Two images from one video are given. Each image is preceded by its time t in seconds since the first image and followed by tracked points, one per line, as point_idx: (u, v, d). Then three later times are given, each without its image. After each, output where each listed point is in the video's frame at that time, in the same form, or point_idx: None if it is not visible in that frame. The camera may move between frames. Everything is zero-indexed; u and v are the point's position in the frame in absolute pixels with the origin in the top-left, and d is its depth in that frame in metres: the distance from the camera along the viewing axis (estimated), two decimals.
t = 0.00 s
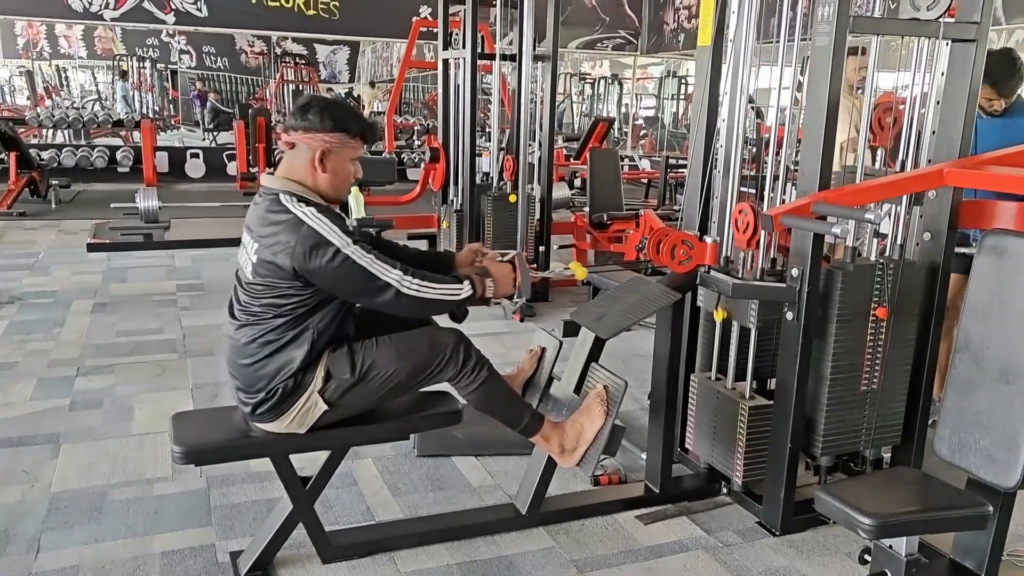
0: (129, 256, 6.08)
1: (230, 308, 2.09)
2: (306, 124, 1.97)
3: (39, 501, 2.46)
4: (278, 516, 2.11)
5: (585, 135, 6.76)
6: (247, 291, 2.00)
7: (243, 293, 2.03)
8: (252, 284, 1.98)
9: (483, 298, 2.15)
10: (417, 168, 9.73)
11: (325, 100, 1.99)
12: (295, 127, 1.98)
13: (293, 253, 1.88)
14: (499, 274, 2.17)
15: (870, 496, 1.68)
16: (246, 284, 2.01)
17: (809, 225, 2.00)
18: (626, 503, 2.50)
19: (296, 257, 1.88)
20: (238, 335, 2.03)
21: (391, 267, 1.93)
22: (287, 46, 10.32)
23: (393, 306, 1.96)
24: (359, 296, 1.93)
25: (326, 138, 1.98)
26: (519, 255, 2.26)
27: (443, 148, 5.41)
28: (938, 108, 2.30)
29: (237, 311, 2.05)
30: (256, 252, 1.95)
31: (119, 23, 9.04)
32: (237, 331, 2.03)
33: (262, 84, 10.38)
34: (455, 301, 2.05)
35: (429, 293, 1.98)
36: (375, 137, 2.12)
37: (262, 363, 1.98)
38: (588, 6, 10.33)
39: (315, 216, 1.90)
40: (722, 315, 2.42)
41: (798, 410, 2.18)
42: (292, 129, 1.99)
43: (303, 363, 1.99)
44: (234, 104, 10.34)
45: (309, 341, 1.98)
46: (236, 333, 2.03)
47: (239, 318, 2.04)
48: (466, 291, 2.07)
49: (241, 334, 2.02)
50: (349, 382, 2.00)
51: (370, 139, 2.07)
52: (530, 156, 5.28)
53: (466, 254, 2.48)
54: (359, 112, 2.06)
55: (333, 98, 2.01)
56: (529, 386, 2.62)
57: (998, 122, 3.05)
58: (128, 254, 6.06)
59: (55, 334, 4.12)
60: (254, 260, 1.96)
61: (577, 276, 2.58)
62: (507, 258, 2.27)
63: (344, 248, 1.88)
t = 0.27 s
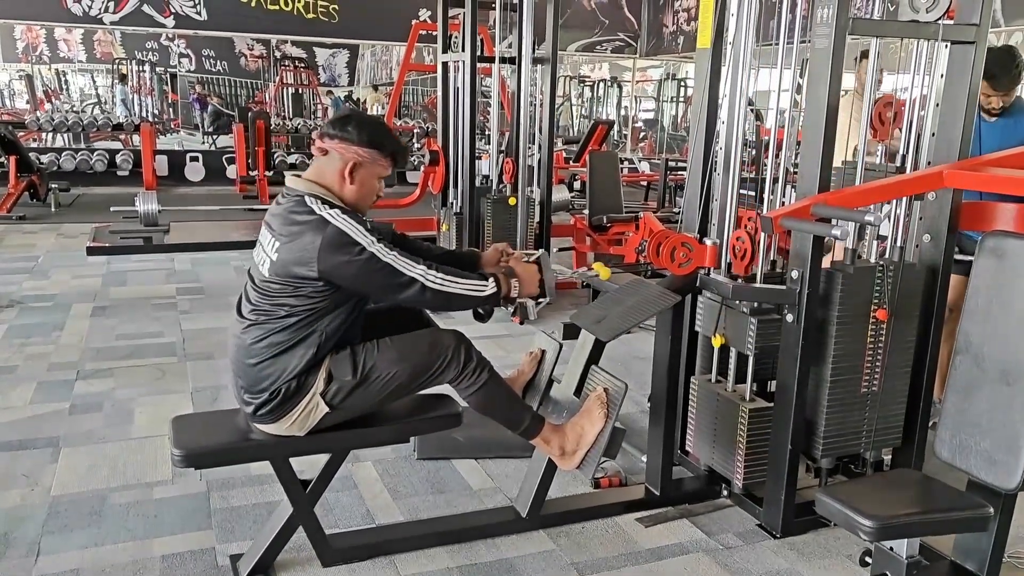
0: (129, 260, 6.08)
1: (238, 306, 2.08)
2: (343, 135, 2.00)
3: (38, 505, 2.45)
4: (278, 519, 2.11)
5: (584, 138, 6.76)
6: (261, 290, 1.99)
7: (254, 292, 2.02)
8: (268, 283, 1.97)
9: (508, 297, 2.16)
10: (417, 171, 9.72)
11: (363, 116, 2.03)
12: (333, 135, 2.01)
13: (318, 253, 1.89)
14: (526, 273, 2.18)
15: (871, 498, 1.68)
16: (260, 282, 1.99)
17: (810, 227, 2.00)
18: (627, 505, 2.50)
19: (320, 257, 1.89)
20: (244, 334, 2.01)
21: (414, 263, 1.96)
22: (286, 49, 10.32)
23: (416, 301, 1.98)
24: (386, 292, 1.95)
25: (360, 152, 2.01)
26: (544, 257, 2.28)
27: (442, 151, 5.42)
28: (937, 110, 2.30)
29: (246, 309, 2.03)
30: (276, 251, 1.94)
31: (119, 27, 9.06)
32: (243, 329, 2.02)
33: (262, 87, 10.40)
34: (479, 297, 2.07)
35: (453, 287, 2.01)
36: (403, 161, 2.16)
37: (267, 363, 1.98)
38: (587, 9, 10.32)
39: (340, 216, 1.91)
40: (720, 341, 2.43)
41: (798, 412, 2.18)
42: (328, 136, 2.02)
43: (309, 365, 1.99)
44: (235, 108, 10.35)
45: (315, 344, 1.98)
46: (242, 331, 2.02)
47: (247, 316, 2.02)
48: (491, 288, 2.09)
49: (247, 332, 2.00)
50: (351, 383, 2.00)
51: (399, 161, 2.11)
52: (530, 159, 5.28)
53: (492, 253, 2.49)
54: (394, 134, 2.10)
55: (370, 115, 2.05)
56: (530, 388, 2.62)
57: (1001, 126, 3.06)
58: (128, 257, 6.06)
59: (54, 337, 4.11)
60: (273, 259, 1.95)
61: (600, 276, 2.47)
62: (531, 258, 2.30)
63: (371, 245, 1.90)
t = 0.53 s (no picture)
0: (129, 262, 6.08)
1: (238, 309, 2.08)
2: (335, 134, 2.00)
3: (39, 507, 2.45)
4: (279, 521, 2.11)
5: (584, 139, 6.76)
6: (259, 291, 1.99)
7: (253, 294, 2.02)
8: (266, 284, 1.97)
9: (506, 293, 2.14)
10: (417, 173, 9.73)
11: (355, 114, 2.02)
12: (325, 133, 2.01)
13: (315, 252, 1.89)
14: (524, 269, 2.14)
15: (872, 499, 1.68)
16: (258, 284, 1.99)
17: (810, 228, 2.00)
18: (628, 506, 2.50)
19: (317, 256, 1.89)
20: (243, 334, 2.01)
21: (411, 259, 1.96)
22: (286, 51, 10.32)
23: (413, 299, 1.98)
24: (384, 291, 1.95)
25: (352, 151, 2.01)
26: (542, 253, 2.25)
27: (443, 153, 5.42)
28: (937, 110, 2.31)
29: (246, 311, 2.03)
30: (272, 253, 1.95)
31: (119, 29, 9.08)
32: (243, 330, 2.02)
33: (262, 91, 10.28)
34: (477, 293, 2.06)
35: (451, 283, 2.00)
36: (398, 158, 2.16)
37: (267, 365, 1.97)
38: (587, 11, 10.31)
39: (334, 215, 1.92)
40: (721, 339, 2.42)
41: (798, 413, 2.18)
42: (319, 136, 2.02)
43: (309, 366, 1.98)
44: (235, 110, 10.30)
45: (314, 345, 1.98)
46: (242, 333, 2.02)
47: (247, 317, 2.02)
48: (487, 284, 2.07)
49: (247, 333, 2.00)
50: (352, 385, 2.00)
51: (393, 158, 2.10)
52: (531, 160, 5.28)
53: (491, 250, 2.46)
54: (387, 131, 2.10)
55: (362, 113, 2.05)
56: (531, 389, 2.63)
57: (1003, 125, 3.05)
58: (128, 260, 6.06)
59: (55, 340, 4.11)
60: (269, 261, 1.95)
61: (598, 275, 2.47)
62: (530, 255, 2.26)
63: (365, 244, 1.90)
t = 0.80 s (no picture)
0: (130, 263, 6.09)
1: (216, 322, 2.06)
2: (274, 130, 1.94)
3: (40, 507, 2.45)
4: (279, 522, 2.11)
5: (585, 140, 6.77)
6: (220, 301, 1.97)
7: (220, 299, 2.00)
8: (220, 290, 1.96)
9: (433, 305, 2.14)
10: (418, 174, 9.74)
11: (290, 105, 1.97)
12: (262, 132, 1.96)
13: (249, 263, 1.85)
14: (448, 280, 2.17)
15: (873, 501, 1.68)
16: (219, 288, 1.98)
17: (811, 228, 2.00)
18: (629, 507, 2.50)
19: (252, 267, 1.85)
20: (224, 348, 1.99)
21: (343, 288, 1.90)
22: (287, 52, 10.33)
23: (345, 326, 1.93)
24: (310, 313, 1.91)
25: (294, 144, 1.96)
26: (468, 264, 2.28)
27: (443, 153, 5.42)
28: (939, 112, 2.31)
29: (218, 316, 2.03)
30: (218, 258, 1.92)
31: (120, 30, 9.09)
32: (221, 341, 1.99)
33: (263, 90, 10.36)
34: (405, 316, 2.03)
35: (381, 312, 1.96)
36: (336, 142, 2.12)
37: (254, 374, 1.95)
38: (587, 12, 10.24)
39: (270, 226, 1.86)
40: (729, 271, 2.38)
41: (799, 414, 2.18)
42: (257, 135, 1.96)
43: (297, 370, 1.97)
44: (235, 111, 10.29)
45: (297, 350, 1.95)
46: (222, 345, 1.99)
47: (219, 326, 2.00)
48: (417, 305, 2.06)
49: (225, 344, 1.98)
50: (348, 389, 2.00)
51: (332, 144, 2.07)
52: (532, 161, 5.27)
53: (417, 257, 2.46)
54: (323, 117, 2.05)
55: (297, 103, 2.00)
56: (530, 390, 2.63)
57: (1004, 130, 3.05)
58: (130, 261, 6.06)
59: (56, 340, 4.11)
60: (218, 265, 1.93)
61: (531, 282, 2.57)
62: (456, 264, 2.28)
63: (296, 264, 1.84)
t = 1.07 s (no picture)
0: (132, 262, 6.09)
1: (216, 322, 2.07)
2: (265, 140, 1.92)
3: (42, 507, 2.46)
4: (281, 522, 2.11)
5: (586, 140, 6.77)
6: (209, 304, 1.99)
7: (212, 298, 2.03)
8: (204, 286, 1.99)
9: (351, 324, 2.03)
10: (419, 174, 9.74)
11: (274, 109, 1.94)
12: (251, 142, 1.92)
13: (209, 267, 1.86)
14: (368, 299, 2.04)
15: (875, 501, 1.68)
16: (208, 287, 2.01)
17: (812, 229, 2.01)
18: (631, 507, 2.50)
19: (210, 272, 1.86)
20: (221, 354, 2.00)
21: (276, 317, 1.83)
22: (289, 52, 10.35)
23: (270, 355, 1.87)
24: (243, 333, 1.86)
25: (283, 151, 1.97)
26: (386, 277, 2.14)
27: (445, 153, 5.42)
28: (941, 112, 2.31)
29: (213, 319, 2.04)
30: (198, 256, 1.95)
31: (122, 30, 9.10)
32: (218, 343, 2.01)
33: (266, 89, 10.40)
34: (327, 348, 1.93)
35: (306, 346, 1.87)
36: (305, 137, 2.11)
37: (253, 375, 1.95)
38: (589, 12, 10.31)
39: (232, 235, 1.84)
40: (736, 199, 2.30)
41: (801, 414, 2.18)
42: (245, 145, 1.92)
43: (295, 372, 1.96)
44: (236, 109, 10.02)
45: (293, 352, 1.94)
46: (220, 348, 2.00)
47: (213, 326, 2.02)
48: (339, 330, 1.94)
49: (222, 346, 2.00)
50: (349, 389, 1.99)
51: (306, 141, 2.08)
52: (533, 160, 5.27)
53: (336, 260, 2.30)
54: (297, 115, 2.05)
55: (277, 105, 1.97)
56: (532, 390, 2.63)
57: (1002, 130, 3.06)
58: (132, 260, 6.07)
59: (58, 340, 4.12)
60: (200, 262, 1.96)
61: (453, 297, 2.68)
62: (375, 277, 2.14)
63: (241, 280, 1.81)
